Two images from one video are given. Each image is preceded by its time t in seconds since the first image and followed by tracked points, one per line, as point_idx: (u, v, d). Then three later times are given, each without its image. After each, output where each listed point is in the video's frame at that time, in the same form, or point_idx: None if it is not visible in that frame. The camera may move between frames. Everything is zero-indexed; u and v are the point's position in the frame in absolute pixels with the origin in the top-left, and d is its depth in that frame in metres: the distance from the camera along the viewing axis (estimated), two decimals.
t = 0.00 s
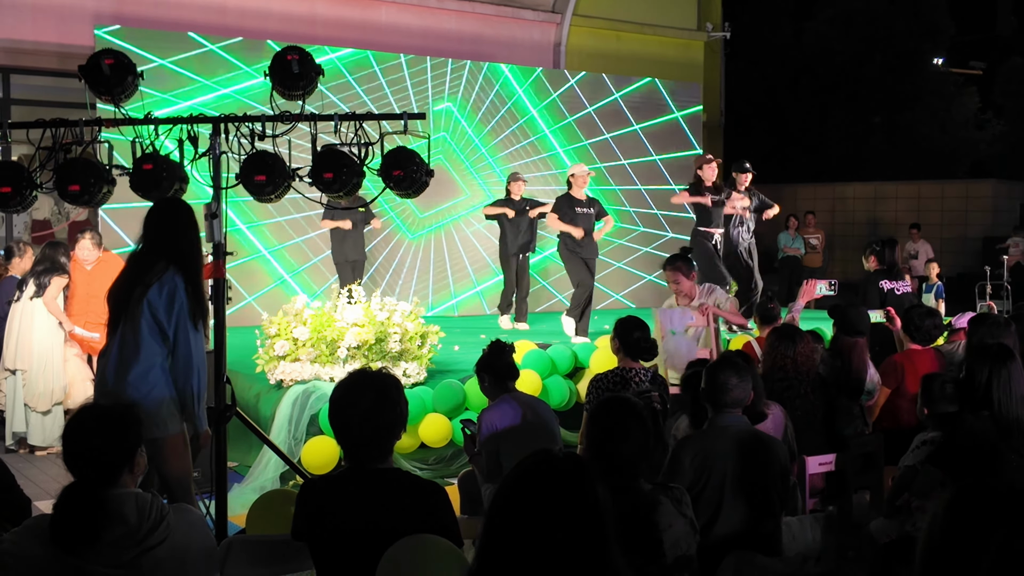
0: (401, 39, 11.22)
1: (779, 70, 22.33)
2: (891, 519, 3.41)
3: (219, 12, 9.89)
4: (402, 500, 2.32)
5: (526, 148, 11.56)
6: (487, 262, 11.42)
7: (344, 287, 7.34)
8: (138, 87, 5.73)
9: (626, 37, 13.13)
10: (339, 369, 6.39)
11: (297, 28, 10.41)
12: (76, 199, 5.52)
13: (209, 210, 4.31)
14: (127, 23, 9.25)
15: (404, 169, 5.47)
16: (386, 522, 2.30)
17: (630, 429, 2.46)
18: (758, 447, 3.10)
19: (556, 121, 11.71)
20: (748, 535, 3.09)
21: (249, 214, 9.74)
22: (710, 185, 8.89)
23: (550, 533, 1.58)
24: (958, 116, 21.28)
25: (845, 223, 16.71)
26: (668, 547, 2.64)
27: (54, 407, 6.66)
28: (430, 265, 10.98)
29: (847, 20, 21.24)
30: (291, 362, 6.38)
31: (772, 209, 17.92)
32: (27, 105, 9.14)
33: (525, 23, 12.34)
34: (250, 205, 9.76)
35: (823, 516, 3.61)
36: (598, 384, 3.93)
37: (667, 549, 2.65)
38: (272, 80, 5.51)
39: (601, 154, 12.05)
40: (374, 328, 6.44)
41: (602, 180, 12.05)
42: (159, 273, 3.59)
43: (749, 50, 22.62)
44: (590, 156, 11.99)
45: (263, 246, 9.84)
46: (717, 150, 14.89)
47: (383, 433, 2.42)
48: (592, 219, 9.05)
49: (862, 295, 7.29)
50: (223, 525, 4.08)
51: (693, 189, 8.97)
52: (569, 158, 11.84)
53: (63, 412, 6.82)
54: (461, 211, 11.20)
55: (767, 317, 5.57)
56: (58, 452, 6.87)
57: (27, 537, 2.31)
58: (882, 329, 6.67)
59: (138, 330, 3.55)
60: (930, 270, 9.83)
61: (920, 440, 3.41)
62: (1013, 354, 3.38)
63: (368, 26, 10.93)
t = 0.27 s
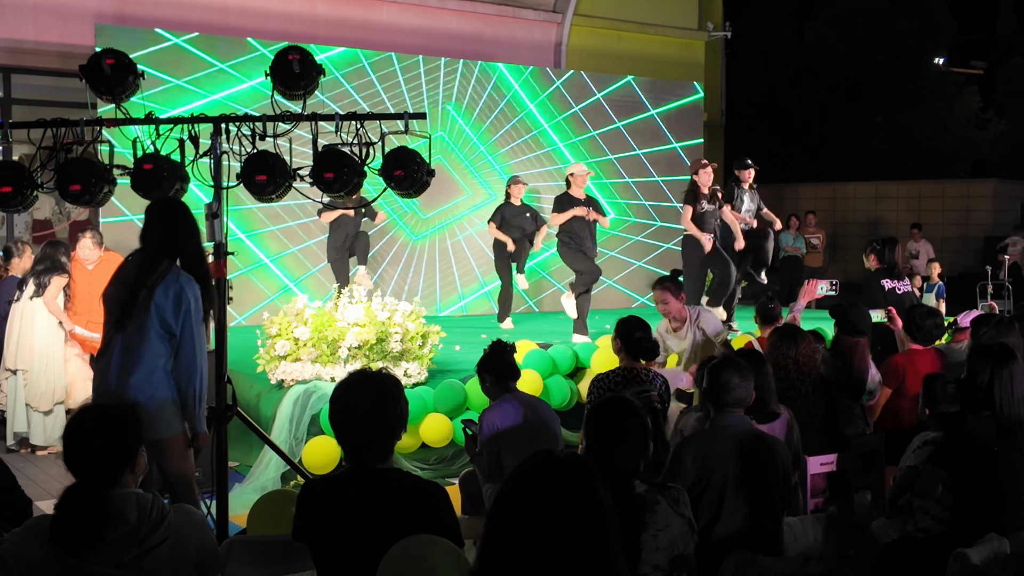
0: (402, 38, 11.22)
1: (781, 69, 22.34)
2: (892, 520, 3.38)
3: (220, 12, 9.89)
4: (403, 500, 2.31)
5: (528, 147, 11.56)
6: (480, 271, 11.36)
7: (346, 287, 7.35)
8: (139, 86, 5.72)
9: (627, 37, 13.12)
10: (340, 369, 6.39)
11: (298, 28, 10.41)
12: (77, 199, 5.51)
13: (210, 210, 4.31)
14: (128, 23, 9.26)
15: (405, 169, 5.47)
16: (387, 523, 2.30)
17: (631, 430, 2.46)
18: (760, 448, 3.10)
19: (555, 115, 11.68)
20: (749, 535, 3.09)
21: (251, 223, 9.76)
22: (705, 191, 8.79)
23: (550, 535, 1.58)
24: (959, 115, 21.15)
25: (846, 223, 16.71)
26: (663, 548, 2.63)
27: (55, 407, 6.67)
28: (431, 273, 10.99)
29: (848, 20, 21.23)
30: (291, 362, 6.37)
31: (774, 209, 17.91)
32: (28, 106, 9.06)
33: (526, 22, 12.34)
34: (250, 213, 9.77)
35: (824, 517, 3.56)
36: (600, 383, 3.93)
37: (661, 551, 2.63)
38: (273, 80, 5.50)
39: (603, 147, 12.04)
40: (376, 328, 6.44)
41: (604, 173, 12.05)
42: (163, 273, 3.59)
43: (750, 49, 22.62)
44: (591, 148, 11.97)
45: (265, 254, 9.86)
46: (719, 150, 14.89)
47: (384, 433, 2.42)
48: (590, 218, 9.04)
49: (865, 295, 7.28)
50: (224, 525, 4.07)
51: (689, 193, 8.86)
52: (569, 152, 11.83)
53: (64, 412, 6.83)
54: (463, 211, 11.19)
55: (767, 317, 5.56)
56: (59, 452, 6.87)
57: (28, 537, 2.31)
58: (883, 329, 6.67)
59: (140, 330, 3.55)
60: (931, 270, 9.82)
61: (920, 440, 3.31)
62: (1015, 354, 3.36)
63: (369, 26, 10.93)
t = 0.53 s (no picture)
0: (404, 38, 11.22)
1: (782, 69, 22.33)
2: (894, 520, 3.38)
3: (222, 12, 9.89)
4: (404, 501, 2.31)
5: (529, 146, 11.53)
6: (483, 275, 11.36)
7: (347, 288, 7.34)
8: (140, 87, 5.72)
9: (629, 37, 13.12)
10: (341, 369, 6.39)
11: (299, 28, 10.41)
12: (79, 199, 5.51)
13: (211, 212, 4.31)
14: (129, 23, 9.25)
15: (406, 170, 5.46)
16: (389, 523, 2.29)
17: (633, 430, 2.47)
18: (762, 448, 3.10)
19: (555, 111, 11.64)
20: (752, 535, 3.09)
21: (251, 234, 9.75)
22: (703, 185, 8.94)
23: (552, 537, 1.58)
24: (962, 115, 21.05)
25: (848, 223, 16.68)
26: (667, 547, 2.66)
27: (57, 407, 6.67)
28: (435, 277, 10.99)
29: (850, 19, 21.20)
30: (293, 362, 6.36)
31: (775, 209, 17.89)
32: (31, 106, 9.18)
33: (528, 22, 12.33)
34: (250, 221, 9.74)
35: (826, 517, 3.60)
36: (602, 383, 3.93)
37: (666, 549, 2.67)
38: (274, 81, 5.50)
39: (603, 139, 12.02)
40: (377, 329, 6.44)
41: (607, 167, 12.05)
42: (164, 274, 3.58)
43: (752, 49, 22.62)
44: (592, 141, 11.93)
45: (268, 264, 9.87)
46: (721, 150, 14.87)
47: (384, 434, 2.42)
48: (591, 219, 9.03)
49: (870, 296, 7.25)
50: (225, 525, 4.07)
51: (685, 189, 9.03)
52: (570, 146, 11.79)
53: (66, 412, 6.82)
54: (464, 211, 11.18)
55: (768, 318, 5.55)
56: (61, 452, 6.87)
57: (30, 540, 2.31)
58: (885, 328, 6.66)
59: (142, 331, 3.54)
60: (933, 270, 9.78)
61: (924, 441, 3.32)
62: (1018, 355, 3.34)
63: (370, 26, 10.93)
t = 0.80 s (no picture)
0: (405, 38, 11.22)
1: (783, 69, 22.32)
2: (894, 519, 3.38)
3: (223, 12, 9.89)
4: (406, 501, 2.31)
5: (529, 146, 11.53)
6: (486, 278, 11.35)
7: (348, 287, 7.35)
8: (142, 87, 5.71)
9: (630, 37, 13.11)
10: (343, 369, 6.38)
11: (300, 28, 10.41)
12: (81, 199, 5.51)
13: (212, 211, 4.31)
14: (130, 23, 9.25)
15: (407, 170, 5.45)
16: (390, 523, 2.29)
17: (637, 431, 2.47)
18: (764, 448, 3.09)
19: (558, 111, 11.66)
20: (755, 535, 3.09)
21: (252, 246, 9.75)
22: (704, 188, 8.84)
23: (552, 536, 1.58)
24: (963, 115, 21.06)
25: (850, 223, 16.68)
26: (669, 545, 2.67)
27: (60, 407, 6.67)
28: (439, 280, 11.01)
29: (851, 19, 21.19)
30: (294, 362, 6.35)
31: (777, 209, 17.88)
32: (32, 106, 9.27)
33: (529, 22, 12.33)
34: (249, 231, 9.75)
35: (827, 517, 3.63)
36: (603, 382, 3.93)
37: (670, 547, 2.67)
38: (276, 80, 5.49)
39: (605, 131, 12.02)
40: (378, 329, 6.45)
41: (609, 159, 12.07)
42: (167, 274, 3.59)
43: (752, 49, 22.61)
44: (593, 133, 11.94)
45: (271, 276, 9.88)
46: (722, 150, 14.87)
47: (385, 434, 2.42)
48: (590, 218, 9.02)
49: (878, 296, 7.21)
50: (227, 525, 4.07)
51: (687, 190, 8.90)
52: (570, 140, 11.78)
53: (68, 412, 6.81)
54: (467, 211, 11.17)
55: (770, 317, 5.55)
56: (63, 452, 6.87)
57: (32, 540, 2.31)
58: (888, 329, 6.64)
59: (144, 330, 3.55)
60: (935, 270, 9.77)
61: (925, 440, 3.32)
62: (1019, 355, 3.40)
63: (372, 26, 10.93)
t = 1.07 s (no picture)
0: (406, 38, 11.21)
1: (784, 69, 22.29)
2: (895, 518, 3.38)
3: (224, 12, 9.89)
4: (406, 500, 2.31)
5: (529, 147, 11.50)
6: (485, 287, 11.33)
7: (350, 288, 7.35)
8: (143, 86, 5.71)
9: (631, 37, 13.10)
10: (343, 369, 6.38)
11: (301, 27, 10.40)
12: (82, 199, 5.50)
13: (213, 211, 4.30)
14: (131, 23, 9.25)
15: (408, 170, 5.45)
16: (391, 522, 2.29)
17: (640, 430, 2.47)
18: (765, 447, 3.08)
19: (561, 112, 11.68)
20: (756, 533, 3.08)
21: (253, 255, 9.76)
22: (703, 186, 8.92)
23: (551, 535, 1.58)
24: (965, 115, 21.04)
25: (851, 223, 16.66)
26: (673, 542, 2.66)
27: (62, 406, 6.67)
28: (441, 284, 11.01)
29: (852, 19, 21.16)
30: (295, 362, 6.36)
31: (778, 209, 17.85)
32: (33, 106, 9.31)
33: (530, 22, 12.32)
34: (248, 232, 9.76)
35: (828, 517, 3.64)
36: (603, 383, 3.93)
37: (674, 544, 2.66)
38: (276, 80, 5.49)
39: (606, 127, 12.02)
40: (378, 329, 6.45)
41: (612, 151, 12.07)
42: (169, 273, 3.59)
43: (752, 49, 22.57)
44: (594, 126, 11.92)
45: (277, 286, 9.90)
46: (723, 150, 14.86)
47: (386, 434, 2.42)
48: (594, 218, 9.05)
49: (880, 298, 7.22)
50: (227, 524, 4.07)
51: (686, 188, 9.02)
52: (570, 133, 11.76)
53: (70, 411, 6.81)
54: (468, 211, 11.16)
55: (771, 317, 5.55)
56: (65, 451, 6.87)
57: (32, 540, 2.31)
58: (889, 329, 6.63)
59: (145, 330, 3.55)
60: (936, 270, 9.74)
61: (926, 440, 3.32)
62: (1020, 354, 3.37)
63: (373, 26, 10.93)
